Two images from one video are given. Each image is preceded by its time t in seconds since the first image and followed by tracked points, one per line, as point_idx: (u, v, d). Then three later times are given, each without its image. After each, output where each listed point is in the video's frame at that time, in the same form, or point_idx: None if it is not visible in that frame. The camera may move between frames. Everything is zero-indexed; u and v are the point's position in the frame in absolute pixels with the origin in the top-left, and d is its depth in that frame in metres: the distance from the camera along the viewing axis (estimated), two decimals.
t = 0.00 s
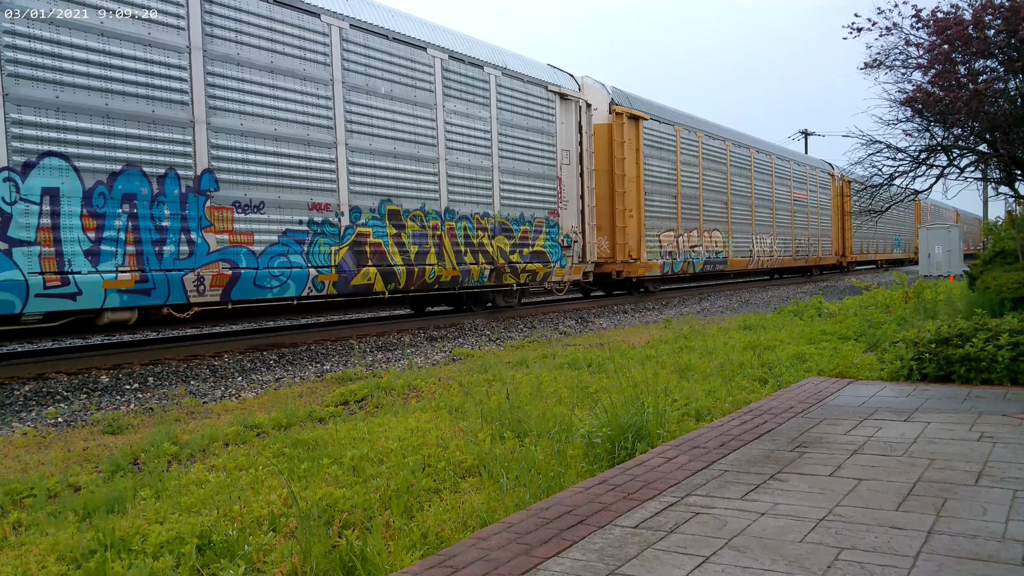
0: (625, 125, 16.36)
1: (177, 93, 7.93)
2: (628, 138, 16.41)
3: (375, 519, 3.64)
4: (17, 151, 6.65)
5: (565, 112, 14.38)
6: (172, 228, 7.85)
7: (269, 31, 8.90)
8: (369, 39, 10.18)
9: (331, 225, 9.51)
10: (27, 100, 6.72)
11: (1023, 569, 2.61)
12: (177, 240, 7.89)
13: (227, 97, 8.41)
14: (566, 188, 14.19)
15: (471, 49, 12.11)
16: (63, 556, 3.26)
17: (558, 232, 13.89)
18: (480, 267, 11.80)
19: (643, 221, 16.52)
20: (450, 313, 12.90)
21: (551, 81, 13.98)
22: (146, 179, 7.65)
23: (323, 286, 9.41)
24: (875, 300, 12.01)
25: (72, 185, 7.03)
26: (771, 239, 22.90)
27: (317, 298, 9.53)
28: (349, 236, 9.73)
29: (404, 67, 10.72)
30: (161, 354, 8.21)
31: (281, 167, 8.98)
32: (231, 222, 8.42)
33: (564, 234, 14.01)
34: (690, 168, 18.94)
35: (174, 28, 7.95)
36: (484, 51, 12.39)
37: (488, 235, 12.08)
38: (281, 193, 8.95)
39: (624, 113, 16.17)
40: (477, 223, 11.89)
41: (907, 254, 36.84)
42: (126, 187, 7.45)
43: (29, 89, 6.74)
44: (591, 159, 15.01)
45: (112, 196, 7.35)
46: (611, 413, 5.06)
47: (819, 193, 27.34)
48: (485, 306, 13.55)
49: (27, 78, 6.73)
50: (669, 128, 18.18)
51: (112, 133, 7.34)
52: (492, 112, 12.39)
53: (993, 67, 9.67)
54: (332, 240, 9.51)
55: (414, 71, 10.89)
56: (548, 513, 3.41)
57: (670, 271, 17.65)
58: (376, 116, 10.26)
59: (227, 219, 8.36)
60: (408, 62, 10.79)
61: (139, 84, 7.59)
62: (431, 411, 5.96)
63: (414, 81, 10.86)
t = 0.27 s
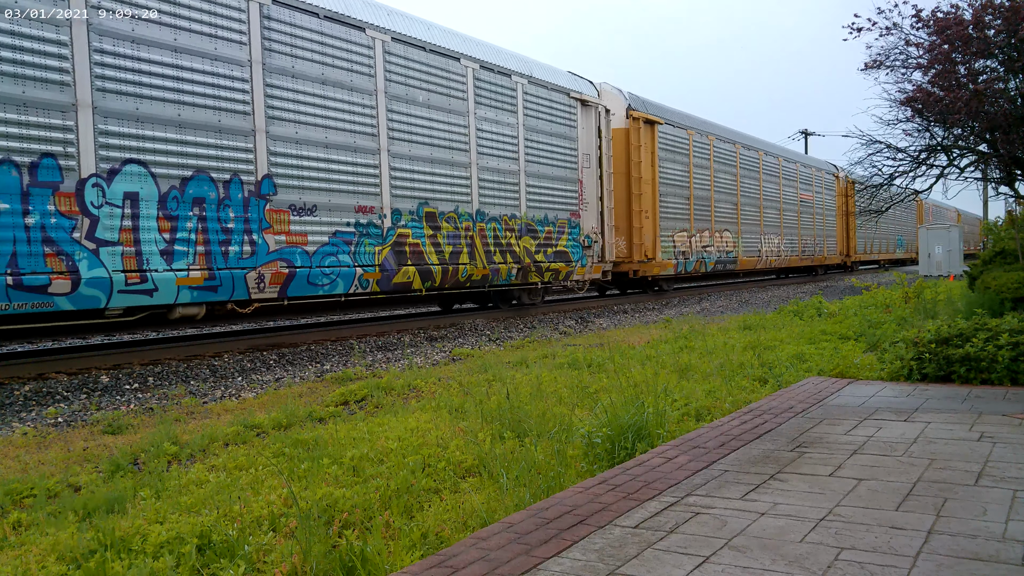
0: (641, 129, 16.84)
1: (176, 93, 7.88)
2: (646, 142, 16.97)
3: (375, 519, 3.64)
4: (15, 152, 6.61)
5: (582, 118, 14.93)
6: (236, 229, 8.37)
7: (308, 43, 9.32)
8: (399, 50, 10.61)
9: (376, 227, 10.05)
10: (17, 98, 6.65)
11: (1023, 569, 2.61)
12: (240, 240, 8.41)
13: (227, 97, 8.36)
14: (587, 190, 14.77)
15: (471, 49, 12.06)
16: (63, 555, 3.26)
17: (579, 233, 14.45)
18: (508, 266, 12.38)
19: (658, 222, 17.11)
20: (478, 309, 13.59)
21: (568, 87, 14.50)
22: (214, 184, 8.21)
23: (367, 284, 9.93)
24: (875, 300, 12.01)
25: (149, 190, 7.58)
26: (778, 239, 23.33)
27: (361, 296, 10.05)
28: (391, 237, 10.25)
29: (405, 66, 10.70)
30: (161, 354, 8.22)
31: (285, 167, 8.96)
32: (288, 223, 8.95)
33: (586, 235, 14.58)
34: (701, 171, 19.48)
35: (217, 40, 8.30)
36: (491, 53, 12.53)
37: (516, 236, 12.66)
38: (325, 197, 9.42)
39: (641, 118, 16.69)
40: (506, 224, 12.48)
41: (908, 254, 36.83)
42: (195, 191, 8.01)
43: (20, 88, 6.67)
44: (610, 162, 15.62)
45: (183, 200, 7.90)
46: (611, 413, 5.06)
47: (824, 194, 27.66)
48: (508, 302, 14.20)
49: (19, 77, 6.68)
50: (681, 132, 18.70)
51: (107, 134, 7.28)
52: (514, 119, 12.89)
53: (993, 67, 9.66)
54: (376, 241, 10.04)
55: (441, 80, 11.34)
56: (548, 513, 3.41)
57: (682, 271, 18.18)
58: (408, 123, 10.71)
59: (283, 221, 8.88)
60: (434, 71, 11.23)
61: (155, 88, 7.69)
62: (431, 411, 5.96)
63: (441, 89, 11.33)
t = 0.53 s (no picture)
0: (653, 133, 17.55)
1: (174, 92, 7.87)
2: (658, 146, 17.74)
3: (375, 519, 3.64)
4: (12, 151, 6.57)
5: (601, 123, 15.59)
6: (293, 231, 8.99)
7: (353, 53, 9.94)
8: (434, 60, 11.25)
9: (415, 228, 10.70)
10: (75, 107, 7.03)
11: (1023, 569, 2.61)
12: (296, 240, 9.02)
13: (225, 97, 8.34)
14: (606, 192, 15.47)
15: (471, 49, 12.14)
16: (63, 555, 3.26)
17: (598, 234, 15.14)
18: (534, 265, 13.09)
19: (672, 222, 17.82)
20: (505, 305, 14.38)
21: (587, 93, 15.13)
22: (272, 189, 8.85)
23: (407, 282, 10.58)
24: (874, 300, 12.00)
25: (217, 194, 8.20)
26: (785, 239, 23.89)
27: (401, 293, 10.72)
28: (429, 238, 10.90)
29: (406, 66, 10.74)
30: (161, 354, 8.21)
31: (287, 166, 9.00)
32: (338, 224, 9.58)
33: (604, 235, 15.28)
34: (711, 172, 20.11)
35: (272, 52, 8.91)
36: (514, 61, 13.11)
37: (541, 236, 13.37)
38: (370, 199, 10.05)
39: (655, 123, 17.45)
40: (532, 225, 13.19)
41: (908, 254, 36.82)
42: (257, 196, 8.65)
43: (78, 97, 7.05)
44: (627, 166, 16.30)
45: (245, 204, 8.50)
46: (611, 413, 5.06)
47: (829, 195, 27.98)
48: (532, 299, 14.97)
49: (71, 87, 7.01)
50: (692, 135, 19.36)
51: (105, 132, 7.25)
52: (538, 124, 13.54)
53: (993, 67, 9.65)
54: (415, 241, 10.69)
55: (471, 88, 11.99)
56: (548, 513, 3.41)
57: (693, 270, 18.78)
58: (442, 129, 11.34)
59: (333, 223, 9.50)
60: (465, 79, 11.87)
61: (208, 95, 8.18)
62: (430, 411, 5.96)
63: (471, 97, 11.98)
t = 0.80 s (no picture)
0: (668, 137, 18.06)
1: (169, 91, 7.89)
2: (673, 150, 18.27)
3: (375, 519, 3.64)
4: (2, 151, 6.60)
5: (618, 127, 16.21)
6: (341, 232, 9.62)
7: (394, 64, 10.59)
8: (466, 68, 11.90)
9: (450, 229, 11.32)
10: (148, 117, 7.69)
11: (1023, 569, 2.61)
12: (345, 242, 9.67)
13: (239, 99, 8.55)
14: (622, 194, 16.01)
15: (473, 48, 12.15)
16: (63, 555, 3.26)
17: (616, 234, 15.69)
18: (557, 265, 13.67)
19: (686, 223, 18.34)
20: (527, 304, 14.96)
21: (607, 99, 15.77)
22: (323, 193, 9.47)
23: (442, 280, 11.17)
24: (874, 300, 12.01)
25: (275, 198, 8.87)
26: (793, 240, 24.26)
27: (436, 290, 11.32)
28: (462, 238, 11.52)
29: (406, 66, 10.78)
30: (161, 354, 8.21)
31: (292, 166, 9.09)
32: (383, 226, 10.24)
33: (622, 236, 15.82)
34: (722, 175, 20.56)
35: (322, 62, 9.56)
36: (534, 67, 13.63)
37: (563, 237, 13.97)
38: (408, 202, 10.67)
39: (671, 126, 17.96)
40: (555, 226, 13.80)
41: (910, 254, 36.84)
42: (309, 199, 9.27)
43: (152, 107, 7.73)
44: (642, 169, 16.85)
45: (301, 207, 9.17)
46: (611, 413, 5.07)
47: (833, 195, 28.22)
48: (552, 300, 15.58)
49: (143, 97, 7.66)
50: (704, 138, 19.81)
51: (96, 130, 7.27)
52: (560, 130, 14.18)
53: (993, 67, 9.65)
54: (450, 242, 11.30)
55: (499, 96, 12.64)
56: (548, 513, 3.41)
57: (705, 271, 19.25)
58: (473, 134, 11.98)
59: (378, 225, 10.14)
60: (493, 87, 12.52)
61: (264, 104, 8.84)
62: (430, 411, 5.96)
63: (499, 104, 12.63)
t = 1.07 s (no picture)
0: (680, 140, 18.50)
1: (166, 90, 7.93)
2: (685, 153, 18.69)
3: (375, 519, 3.64)
4: None
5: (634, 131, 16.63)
6: (377, 233, 10.15)
7: (428, 74, 11.16)
8: (493, 77, 12.47)
9: (476, 230, 11.88)
10: (204, 125, 8.26)
11: (1023, 569, 2.61)
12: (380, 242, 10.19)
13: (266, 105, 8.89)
14: (637, 195, 16.42)
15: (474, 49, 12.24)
16: (63, 555, 3.26)
17: (631, 235, 16.11)
18: (576, 264, 14.13)
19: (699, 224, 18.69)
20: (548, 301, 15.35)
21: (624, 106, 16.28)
22: (362, 197, 10.01)
23: (469, 279, 11.71)
24: (874, 300, 12.00)
25: (318, 201, 9.39)
26: (799, 240, 24.56)
27: (463, 289, 11.84)
28: (487, 238, 12.10)
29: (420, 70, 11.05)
30: (161, 354, 8.21)
31: (310, 168, 9.34)
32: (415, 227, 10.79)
33: (637, 236, 16.25)
34: (733, 177, 20.92)
35: (362, 73, 10.15)
36: (547, 71, 13.95)
37: (582, 237, 14.43)
38: (438, 205, 11.22)
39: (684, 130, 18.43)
40: (574, 227, 14.27)
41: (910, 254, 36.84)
42: (349, 202, 9.81)
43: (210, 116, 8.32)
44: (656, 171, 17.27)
45: (340, 209, 9.69)
46: (611, 413, 5.07)
47: (836, 196, 28.39)
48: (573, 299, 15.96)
49: (200, 106, 8.23)
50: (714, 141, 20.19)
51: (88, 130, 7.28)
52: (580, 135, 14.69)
53: (993, 67, 9.65)
54: (476, 242, 11.85)
55: (524, 103, 13.20)
56: (548, 513, 3.41)
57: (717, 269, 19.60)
58: (498, 140, 12.53)
59: (411, 226, 10.67)
60: (518, 95, 13.08)
61: (308, 112, 9.39)
62: (430, 411, 5.96)
63: (523, 111, 13.16)
